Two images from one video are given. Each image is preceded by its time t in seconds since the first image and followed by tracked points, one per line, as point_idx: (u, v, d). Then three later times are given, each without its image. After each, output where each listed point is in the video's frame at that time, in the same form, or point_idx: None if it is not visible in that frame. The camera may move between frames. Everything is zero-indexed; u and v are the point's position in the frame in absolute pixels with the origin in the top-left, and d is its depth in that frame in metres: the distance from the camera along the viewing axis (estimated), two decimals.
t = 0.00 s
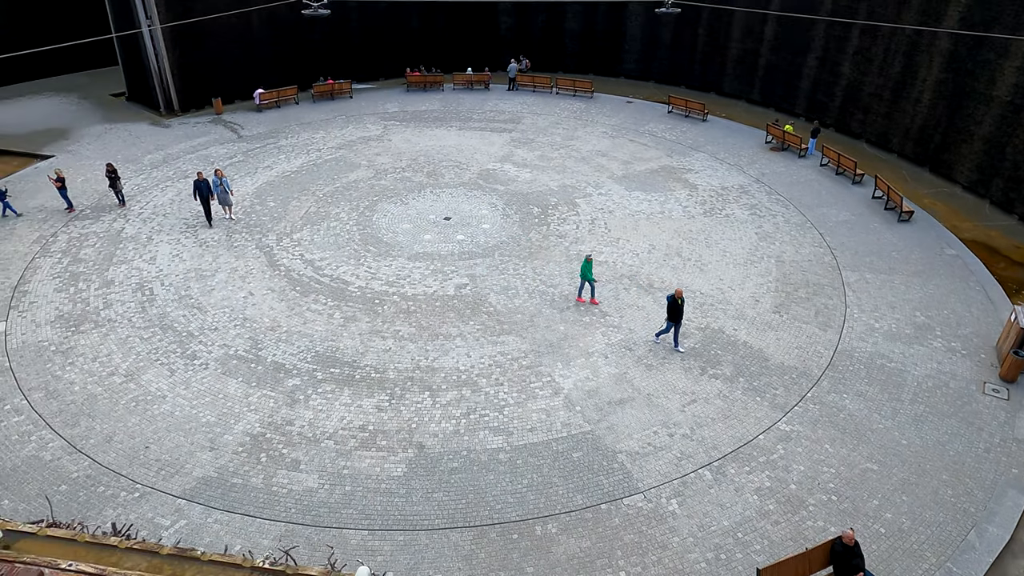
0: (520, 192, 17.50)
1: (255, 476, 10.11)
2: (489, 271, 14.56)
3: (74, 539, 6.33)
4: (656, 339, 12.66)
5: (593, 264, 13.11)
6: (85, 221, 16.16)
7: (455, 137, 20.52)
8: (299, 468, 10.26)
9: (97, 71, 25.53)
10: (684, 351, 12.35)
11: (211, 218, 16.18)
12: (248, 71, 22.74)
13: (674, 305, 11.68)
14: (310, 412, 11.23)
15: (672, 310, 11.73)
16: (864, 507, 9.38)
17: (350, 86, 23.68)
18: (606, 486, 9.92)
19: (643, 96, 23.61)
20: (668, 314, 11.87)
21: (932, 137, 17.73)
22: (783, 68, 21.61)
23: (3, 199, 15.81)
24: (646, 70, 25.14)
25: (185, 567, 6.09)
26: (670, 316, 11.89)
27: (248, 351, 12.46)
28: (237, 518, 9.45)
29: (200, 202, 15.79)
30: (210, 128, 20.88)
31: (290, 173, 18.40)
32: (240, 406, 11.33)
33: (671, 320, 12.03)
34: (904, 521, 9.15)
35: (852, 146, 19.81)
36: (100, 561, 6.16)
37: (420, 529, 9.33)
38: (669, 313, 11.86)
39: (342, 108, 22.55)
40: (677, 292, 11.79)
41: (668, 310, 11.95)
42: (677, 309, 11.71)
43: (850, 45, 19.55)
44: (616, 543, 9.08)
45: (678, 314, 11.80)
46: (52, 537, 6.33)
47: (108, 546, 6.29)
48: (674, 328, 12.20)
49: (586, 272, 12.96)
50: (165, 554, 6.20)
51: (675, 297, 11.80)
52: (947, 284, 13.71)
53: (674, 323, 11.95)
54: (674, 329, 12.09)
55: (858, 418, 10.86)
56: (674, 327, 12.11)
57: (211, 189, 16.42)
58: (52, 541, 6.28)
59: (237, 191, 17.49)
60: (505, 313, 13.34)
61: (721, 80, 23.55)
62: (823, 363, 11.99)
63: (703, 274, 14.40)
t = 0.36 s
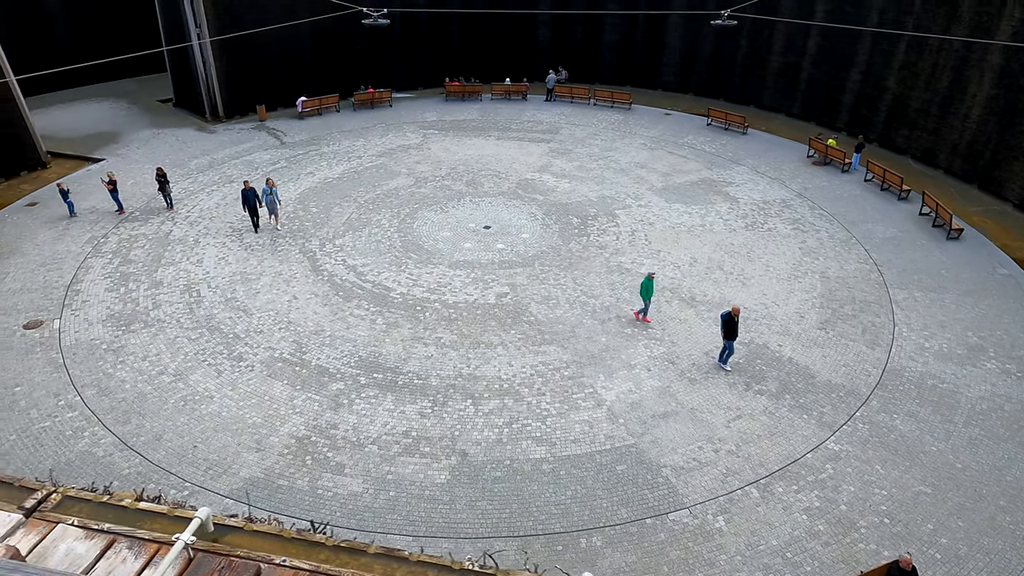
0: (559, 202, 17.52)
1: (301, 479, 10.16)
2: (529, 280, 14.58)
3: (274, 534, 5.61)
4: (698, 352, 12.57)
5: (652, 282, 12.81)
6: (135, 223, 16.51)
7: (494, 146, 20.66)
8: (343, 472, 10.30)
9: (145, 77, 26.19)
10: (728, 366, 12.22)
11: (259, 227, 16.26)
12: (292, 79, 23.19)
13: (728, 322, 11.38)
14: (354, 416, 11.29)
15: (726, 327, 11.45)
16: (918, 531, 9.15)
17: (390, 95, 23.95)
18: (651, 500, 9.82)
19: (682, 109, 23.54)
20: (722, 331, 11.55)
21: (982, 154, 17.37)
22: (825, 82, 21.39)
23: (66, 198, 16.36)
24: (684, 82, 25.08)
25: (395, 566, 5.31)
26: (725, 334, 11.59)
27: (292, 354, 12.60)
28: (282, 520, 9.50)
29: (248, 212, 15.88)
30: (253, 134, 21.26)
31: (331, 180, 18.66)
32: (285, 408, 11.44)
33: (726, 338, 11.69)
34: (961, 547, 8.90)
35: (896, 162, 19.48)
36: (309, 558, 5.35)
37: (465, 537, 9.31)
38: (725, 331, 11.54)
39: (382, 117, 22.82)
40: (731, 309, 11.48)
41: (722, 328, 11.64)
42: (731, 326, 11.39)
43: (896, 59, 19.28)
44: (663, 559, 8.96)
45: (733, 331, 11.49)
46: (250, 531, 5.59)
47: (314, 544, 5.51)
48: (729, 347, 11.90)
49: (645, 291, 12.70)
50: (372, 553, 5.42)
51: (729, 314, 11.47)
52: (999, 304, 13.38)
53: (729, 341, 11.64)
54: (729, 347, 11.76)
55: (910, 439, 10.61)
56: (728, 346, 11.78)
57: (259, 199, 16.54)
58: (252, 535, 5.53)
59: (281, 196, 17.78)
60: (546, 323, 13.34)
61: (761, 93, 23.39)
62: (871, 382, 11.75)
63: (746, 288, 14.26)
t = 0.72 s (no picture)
0: (589, 214, 17.54)
1: (337, 486, 10.17)
2: (560, 291, 14.58)
3: (462, 553, 5.20)
4: (734, 366, 12.47)
5: (704, 304, 12.57)
6: (170, 230, 16.75)
7: (523, 157, 20.74)
8: (379, 481, 10.29)
9: (178, 86, 26.68)
10: (764, 382, 12.11)
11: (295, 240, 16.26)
12: (322, 89, 23.48)
13: (776, 343, 11.19)
14: (389, 425, 11.31)
15: (775, 347, 11.26)
16: (964, 554, 8.96)
17: (418, 106, 24.15)
18: (689, 516, 9.71)
19: (709, 121, 23.50)
20: (770, 350, 11.36)
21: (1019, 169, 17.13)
22: (856, 95, 21.26)
23: (110, 204, 16.70)
24: (711, 94, 25.05)
25: None
26: (773, 354, 11.39)
27: (326, 361, 12.67)
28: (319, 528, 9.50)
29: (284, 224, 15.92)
30: (285, 143, 21.53)
31: (361, 189, 18.81)
32: (320, 416, 11.48)
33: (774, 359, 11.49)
34: (1009, 572, 8.70)
35: (928, 176, 19.26)
36: None
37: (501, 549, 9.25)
38: (772, 351, 11.36)
39: (411, 127, 23.00)
40: (780, 329, 11.30)
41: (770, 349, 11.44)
42: (779, 347, 11.20)
43: (929, 73, 19.12)
44: None
45: (782, 352, 11.28)
46: (438, 549, 5.14)
47: (506, 564, 5.17)
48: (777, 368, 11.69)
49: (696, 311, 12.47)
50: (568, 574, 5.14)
51: (778, 335, 11.28)
52: None
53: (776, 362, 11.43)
54: (777, 368, 11.54)
55: (952, 459, 10.42)
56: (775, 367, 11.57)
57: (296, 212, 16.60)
58: (441, 554, 5.09)
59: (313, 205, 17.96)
60: (579, 335, 13.32)
61: (790, 106, 23.29)
62: (910, 400, 11.57)
63: (780, 303, 14.15)
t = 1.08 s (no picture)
0: (616, 222, 17.50)
1: (368, 491, 10.17)
2: (589, 300, 14.54)
3: (618, 564, 5.22)
4: (766, 378, 12.34)
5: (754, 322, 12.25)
6: (201, 234, 16.96)
7: (548, 165, 20.77)
8: (410, 486, 10.28)
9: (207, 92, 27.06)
10: (796, 394, 11.97)
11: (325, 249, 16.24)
12: (350, 96, 23.70)
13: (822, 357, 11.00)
14: (419, 431, 11.32)
15: (820, 363, 11.07)
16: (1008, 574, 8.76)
17: (444, 113, 24.28)
18: (722, 528, 9.59)
19: (735, 131, 23.39)
20: (816, 366, 11.17)
21: None
22: (886, 105, 21.06)
23: (149, 205, 17.14)
24: (737, 104, 24.95)
25: None
26: (818, 370, 11.19)
27: (356, 366, 12.73)
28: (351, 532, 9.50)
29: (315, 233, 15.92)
30: (312, 149, 21.74)
31: (388, 195, 18.91)
32: (351, 420, 11.52)
33: (819, 375, 11.29)
34: None
35: (961, 188, 18.98)
36: None
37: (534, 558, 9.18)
38: (818, 367, 11.16)
39: (437, 134, 23.13)
40: (827, 345, 11.11)
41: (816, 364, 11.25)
42: (825, 362, 11.00)
43: (962, 83, 18.89)
44: None
45: (827, 368, 11.08)
46: (591, 558, 5.11)
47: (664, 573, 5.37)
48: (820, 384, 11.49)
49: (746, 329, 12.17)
50: None
51: (824, 350, 11.09)
52: None
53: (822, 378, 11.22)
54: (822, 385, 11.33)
55: (993, 477, 10.22)
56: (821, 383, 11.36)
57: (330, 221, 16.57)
58: (594, 563, 5.06)
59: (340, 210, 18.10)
60: (608, 343, 13.28)
61: (818, 116, 23.12)
62: (948, 415, 11.37)
63: (811, 314, 14.01)
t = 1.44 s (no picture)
0: (638, 229, 17.41)
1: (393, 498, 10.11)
2: (612, 307, 14.44)
3: None
4: (794, 389, 12.18)
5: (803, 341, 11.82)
6: (225, 237, 17.06)
7: (569, 172, 20.72)
8: (436, 493, 10.20)
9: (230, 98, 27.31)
10: (825, 405, 11.80)
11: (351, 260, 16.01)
12: (371, 101, 23.82)
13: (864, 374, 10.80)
14: (444, 438, 11.26)
15: (863, 379, 10.85)
16: None
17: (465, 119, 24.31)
18: (753, 541, 9.44)
19: (757, 138, 23.25)
20: (858, 382, 10.97)
21: None
22: (911, 113, 20.84)
23: (175, 208, 17.31)
24: (759, 111, 24.81)
25: None
26: (861, 386, 10.97)
27: (380, 371, 12.71)
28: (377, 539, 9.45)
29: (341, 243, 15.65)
30: (334, 155, 21.83)
31: (410, 201, 18.92)
32: (376, 426, 11.49)
33: (861, 392, 11.06)
34: None
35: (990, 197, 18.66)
36: None
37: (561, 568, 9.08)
38: (861, 383, 10.95)
39: (458, 140, 23.15)
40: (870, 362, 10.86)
41: (857, 380, 11.06)
42: (868, 379, 10.80)
43: (990, 91, 18.61)
44: None
45: (870, 385, 10.86)
46: None
47: None
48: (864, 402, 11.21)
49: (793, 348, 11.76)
50: None
51: (867, 366, 10.87)
52: None
53: (864, 395, 10.99)
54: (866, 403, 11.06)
55: None
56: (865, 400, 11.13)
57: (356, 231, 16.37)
58: None
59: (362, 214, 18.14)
60: (632, 351, 13.18)
61: (840, 123, 22.93)
62: (982, 429, 11.16)
63: (838, 323, 13.84)
